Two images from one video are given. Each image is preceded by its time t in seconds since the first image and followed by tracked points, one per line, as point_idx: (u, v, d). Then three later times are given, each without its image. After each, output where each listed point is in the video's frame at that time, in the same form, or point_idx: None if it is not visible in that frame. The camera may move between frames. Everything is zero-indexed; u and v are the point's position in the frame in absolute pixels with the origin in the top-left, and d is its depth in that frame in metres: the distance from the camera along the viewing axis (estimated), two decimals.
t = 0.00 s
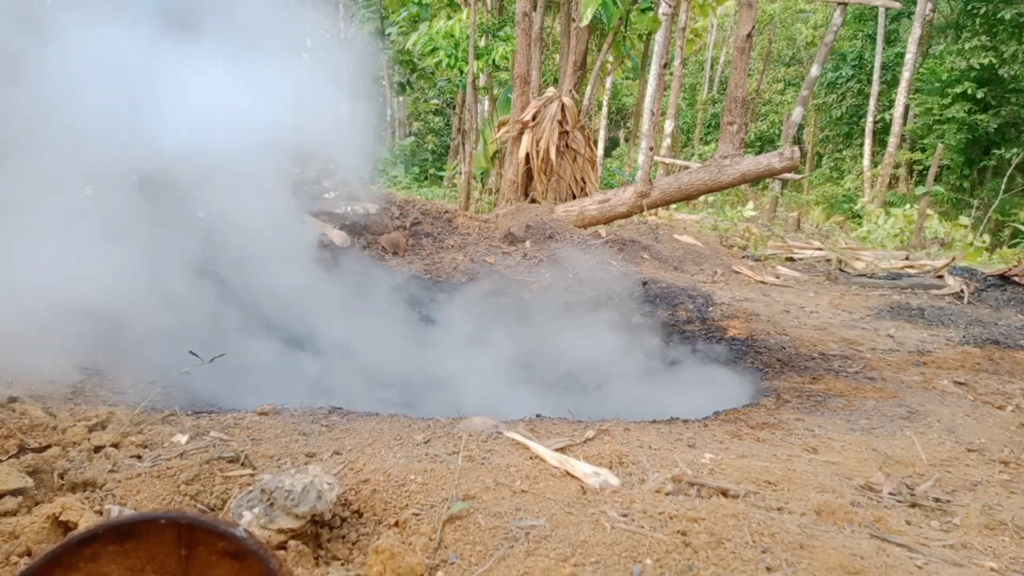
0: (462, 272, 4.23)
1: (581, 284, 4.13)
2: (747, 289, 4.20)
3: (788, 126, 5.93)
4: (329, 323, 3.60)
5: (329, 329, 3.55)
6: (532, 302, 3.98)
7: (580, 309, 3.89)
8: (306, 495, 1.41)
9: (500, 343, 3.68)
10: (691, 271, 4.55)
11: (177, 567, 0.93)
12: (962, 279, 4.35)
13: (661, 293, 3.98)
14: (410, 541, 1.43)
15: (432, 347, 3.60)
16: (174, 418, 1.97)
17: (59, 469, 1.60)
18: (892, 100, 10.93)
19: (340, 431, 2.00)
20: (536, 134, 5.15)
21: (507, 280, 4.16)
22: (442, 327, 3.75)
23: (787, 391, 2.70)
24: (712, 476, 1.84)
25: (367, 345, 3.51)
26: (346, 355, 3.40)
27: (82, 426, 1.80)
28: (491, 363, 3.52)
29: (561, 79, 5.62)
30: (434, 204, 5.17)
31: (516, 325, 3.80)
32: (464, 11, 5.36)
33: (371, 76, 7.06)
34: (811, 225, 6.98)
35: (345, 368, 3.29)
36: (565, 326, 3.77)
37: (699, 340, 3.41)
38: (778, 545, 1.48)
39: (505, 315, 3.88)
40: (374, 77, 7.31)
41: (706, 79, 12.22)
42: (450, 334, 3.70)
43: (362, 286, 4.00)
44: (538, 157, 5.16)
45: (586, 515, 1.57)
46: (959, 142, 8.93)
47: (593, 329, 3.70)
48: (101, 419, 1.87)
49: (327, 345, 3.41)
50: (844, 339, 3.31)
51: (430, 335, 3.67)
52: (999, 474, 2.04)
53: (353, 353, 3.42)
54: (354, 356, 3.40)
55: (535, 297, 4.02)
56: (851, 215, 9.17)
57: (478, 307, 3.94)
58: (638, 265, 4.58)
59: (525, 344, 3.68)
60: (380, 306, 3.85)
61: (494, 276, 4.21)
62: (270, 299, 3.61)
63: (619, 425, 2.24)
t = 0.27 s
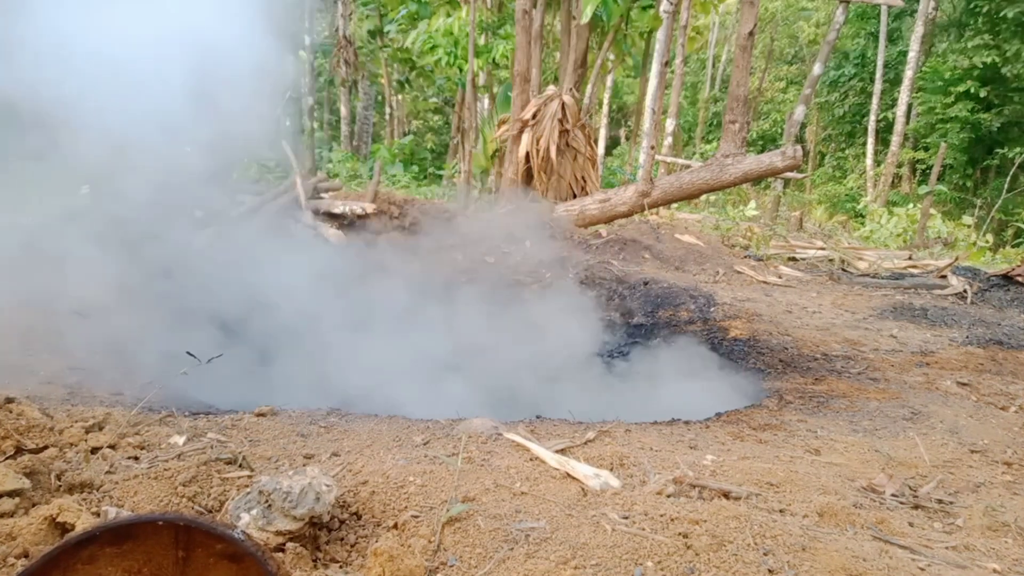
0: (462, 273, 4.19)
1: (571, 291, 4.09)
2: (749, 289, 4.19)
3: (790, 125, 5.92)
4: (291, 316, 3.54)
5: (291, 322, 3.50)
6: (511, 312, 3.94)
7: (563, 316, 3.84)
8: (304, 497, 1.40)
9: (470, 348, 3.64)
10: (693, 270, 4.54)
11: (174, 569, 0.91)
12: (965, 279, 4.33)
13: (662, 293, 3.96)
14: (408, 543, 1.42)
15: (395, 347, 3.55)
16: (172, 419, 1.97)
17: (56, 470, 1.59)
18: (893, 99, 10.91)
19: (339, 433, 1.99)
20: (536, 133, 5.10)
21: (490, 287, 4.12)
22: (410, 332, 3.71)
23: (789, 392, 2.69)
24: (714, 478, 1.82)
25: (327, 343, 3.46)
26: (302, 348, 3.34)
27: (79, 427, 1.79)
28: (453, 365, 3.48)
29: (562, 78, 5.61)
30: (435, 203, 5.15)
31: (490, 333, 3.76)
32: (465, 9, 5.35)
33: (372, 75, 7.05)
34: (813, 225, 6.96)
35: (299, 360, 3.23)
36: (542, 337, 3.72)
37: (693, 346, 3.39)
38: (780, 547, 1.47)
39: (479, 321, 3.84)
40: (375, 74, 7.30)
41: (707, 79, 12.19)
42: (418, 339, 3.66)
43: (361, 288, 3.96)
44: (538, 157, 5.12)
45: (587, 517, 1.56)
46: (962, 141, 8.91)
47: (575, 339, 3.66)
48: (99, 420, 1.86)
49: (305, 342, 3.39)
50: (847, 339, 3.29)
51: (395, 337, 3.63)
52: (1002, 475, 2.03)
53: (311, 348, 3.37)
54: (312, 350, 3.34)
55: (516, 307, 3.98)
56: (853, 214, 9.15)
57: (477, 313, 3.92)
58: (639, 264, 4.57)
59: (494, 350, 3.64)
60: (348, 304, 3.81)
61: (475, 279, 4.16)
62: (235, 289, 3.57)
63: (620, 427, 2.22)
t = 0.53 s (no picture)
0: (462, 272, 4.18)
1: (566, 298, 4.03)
2: (747, 289, 4.21)
3: (788, 126, 5.94)
4: (293, 310, 3.52)
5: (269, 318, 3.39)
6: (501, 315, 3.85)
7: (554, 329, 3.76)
8: (306, 495, 1.42)
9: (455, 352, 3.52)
10: (692, 271, 4.55)
11: (177, 566, 0.93)
12: (962, 279, 4.35)
13: (660, 293, 3.98)
14: (410, 541, 1.43)
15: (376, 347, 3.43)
16: (174, 418, 1.98)
17: (59, 469, 1.60)
18: (891, 100, 10.95)
19: (340, 431, 2.00)
20: (536, 134, 5.16)
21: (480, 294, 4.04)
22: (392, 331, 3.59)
23: (787, 391, 2.70)
24: (712, 476, 1.84)
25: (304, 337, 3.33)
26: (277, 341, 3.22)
27: (82, 425, 1.80)
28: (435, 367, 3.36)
29: (561, 79, 5.63)
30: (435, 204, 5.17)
31: (478, 338, 3.66)
32: (464, 11, 5.38)
33: (372, 77, 7.07)
34: (811, 226, 6.98)
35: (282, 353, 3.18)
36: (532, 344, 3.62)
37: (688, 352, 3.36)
38: (778, 545, 1.49)
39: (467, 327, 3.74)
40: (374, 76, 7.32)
41: (705, 80, 12.22)
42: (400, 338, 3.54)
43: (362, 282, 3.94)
44: (538, 157, 5.17)
45: (586, 515, 1.57)
46: (959, 142, 8.95)
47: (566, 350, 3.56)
48: (102, 419, 1.87)
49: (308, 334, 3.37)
50: (844, 339, 3.31)
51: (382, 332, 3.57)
52: (998, 473, 2.05)
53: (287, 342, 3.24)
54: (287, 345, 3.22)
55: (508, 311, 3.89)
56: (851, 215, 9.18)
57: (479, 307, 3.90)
58: (638, 264, 4.58)
59: (480, 356, 3.53)
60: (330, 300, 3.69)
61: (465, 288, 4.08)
62: (214, 279, 3.46)
63: (619, 425, 2.24)
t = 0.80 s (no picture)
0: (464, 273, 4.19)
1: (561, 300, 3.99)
2: (746, 289, 4.22)
3: (786, 127, 5.95)
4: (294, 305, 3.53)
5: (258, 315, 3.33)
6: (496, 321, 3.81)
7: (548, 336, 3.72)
8: (307, 493, 1.45)
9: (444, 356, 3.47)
10: (690, 271, 4.57)
11: (179, 565, 0.93)
12: (960, 279, 4.36)
13: (659, 293, 3.99)
14: (410, 539, 1.45)
15: (374, 346, 3.39)
16: (176, 417, 1.99)
17: (62, 468, 1.61)
18: (889, 101, 10.98)
19: (341, 430, 2.01)
20: (535, 135, 5.18)
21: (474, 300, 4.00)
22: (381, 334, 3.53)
23: (786, 391, 2.72)
24: (711, 475, 1.85)
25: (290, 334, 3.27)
26: (262, 340, 3.16)
27: (85, 425, 1.81)
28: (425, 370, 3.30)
29: (561, 80, 5.64)
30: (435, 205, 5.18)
31: (472, 341, 3.60)
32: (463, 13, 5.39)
33: (372, 78, 7.08)
34: (809, 226, 7.00)
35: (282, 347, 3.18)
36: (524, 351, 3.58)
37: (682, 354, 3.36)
38: (776, 543, 1.50)
39: (461, 331, 3.69)
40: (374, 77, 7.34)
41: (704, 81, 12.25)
42: (389, 343, 3.46)
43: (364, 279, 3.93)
44: (536, 158, 5.18)
45: (586, 513, 1.58)
46: (956, 143, 8.97)
47: (560, 359, 3.50)
48: (104, 418, 1.88)
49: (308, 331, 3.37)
50: (842, 339, 3.32)
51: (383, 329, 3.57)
52: (996, 472, 2.06)
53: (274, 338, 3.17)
54: (272, 344, 3.16)
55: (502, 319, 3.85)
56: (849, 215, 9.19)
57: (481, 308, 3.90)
58: (637, 265, 4.59)
59: (480, 353, 3.54)
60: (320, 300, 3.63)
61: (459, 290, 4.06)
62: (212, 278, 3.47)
63: (618, 424, 2.25)
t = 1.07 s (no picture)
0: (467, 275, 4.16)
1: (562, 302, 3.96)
2: (747, 289, 4.21)
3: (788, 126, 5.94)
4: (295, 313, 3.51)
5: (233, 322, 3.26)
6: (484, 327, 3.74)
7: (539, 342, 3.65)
8: (306, 495, 1.41)
9: (429, 358, 3.41)
10: (691, 271, 4.55)
11: (178, 566, 0.93)
12: (962, 279, 4.35)
13: (661, 293, 3.97)
14: (409, 541, 1.43)
15: (375, 351, 3.36)
16: (175, 418, 1.98)
17: (59, 469, 1.60)
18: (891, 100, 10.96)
19: (340, 431, 2.00)
20: (535, 134, 5.16)
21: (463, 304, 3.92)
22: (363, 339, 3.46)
23: (787, 391, 2.70)
24: (712, 476, 1.84)
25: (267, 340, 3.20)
26: (263, 346, 3.13)
27: (82, 426, 1.80)
28: (406, 373, 3.22)
29: (561, 79, 5.63)
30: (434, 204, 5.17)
31: (474, 346, 3.57)
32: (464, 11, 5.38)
33: (372, 77, 7.07)
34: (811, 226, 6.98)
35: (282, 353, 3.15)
36: (513, 355, 3.51)
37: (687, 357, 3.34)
38: (777, 545, 1.49)
39: (448, 334, 3.63)
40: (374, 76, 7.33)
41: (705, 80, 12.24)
42: (371, 347, 3.40)
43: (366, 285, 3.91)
44: (537, 158, 5.17)
45: (586, 515, 1.57)
46: (959, 142, 8.95)
47: (563, 363, 3.46)
48: (102, 419, 1.87)
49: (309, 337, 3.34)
50: (844, 339, 3.31)
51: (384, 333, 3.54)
52: (999, 474, 2.04)
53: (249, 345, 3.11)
54: (265, 351, 3.11)
55: (490, 323, 3.78)
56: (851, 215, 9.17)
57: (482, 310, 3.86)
58: (638, 264, 4.58)
59: (482, 357, 3.50)
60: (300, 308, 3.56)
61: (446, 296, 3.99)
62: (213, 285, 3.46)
63: (619, 425, 2.23)
